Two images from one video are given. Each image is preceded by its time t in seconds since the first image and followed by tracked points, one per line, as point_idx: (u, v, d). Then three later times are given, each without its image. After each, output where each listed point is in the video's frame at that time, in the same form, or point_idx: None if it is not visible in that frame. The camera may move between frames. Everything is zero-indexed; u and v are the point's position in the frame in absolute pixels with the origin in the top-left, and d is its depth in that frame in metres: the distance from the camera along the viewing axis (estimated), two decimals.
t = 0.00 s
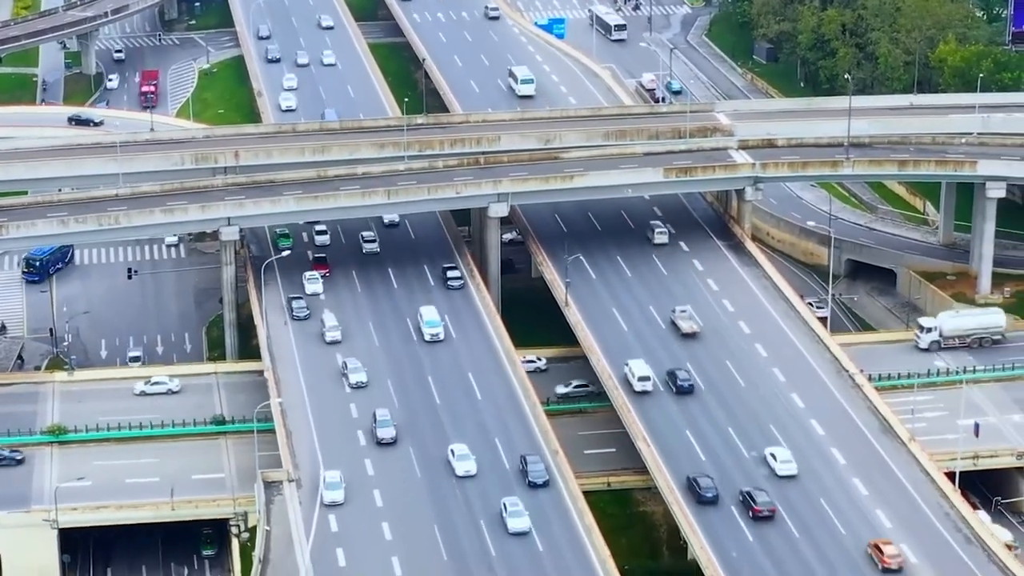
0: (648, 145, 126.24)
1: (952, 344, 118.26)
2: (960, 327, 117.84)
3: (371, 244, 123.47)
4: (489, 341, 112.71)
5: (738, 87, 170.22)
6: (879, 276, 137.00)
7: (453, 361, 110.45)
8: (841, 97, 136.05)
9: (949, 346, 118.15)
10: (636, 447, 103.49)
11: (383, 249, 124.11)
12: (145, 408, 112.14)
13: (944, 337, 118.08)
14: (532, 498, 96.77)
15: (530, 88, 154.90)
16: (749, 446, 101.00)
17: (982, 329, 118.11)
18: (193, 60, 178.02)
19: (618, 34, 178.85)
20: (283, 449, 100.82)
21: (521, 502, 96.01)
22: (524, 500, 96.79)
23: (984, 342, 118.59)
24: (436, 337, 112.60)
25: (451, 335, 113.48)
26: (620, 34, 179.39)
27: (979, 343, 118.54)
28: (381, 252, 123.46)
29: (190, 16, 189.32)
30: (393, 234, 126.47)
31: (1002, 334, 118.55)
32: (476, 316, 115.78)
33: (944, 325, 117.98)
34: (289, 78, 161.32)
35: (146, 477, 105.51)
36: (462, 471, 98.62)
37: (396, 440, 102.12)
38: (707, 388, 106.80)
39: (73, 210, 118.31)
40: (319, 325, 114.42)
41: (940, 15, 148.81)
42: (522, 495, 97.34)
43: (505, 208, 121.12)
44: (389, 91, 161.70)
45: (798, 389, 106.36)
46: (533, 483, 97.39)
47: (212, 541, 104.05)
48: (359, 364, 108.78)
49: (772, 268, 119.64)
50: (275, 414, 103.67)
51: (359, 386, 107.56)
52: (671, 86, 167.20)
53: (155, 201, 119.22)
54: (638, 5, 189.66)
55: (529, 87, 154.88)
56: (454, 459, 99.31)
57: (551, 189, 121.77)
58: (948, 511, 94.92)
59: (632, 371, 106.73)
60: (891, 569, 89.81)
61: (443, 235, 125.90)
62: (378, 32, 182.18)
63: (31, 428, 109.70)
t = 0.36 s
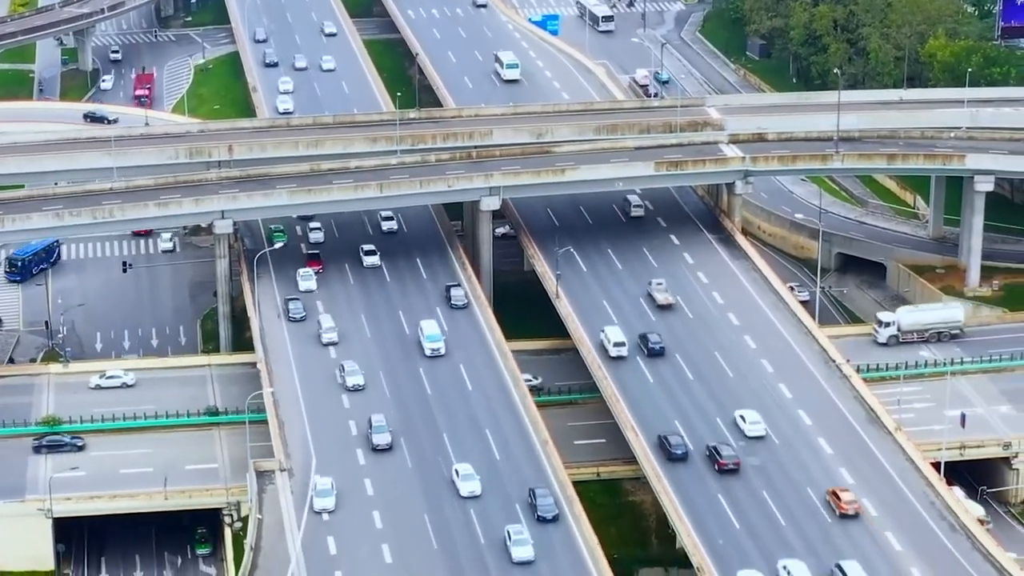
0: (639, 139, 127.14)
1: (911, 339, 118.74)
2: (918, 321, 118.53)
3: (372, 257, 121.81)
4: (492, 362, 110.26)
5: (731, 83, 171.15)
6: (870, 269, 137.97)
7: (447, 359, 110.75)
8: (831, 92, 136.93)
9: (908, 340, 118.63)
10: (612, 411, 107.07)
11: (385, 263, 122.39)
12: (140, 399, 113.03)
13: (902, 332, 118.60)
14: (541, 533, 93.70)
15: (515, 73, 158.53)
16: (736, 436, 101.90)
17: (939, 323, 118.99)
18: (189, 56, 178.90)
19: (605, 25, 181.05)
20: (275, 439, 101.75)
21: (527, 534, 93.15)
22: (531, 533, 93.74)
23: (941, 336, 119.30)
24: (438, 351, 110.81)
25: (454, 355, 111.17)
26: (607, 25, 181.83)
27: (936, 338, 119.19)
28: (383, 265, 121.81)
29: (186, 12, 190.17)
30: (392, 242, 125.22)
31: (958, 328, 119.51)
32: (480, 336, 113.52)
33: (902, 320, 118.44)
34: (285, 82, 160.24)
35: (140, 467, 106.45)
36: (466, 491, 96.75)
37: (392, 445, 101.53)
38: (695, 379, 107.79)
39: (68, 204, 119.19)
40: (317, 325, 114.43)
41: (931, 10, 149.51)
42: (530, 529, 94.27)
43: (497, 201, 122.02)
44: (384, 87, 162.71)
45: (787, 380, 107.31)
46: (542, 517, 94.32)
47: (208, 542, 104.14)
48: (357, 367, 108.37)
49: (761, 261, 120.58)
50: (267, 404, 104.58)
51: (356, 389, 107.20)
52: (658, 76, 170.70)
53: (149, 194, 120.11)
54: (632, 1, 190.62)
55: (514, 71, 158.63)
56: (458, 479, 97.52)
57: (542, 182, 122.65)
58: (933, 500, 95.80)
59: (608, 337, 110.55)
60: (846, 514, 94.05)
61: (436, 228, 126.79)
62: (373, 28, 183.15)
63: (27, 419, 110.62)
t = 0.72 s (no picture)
0: (630, 132, 128.15)
1: (865, 332, 119.58)
2: (873, 315, 119.28)
3: (372, 270, 120.26)
4: (495, 383, 108.01)
5: (724, 78, 172.08)
6: (860, 262, 138.99)
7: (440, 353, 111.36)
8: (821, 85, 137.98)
9: (863, 333, 119.50)
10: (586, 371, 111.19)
11: (386, 276, 120.64)
12: (134, 389, 114.10)
13: (857, 325, 119.43)
14: None
15: (500, 56, 162.71)
16: (724, 425, 102.94)
17: (895, 316, 119.78)
18: (185, 52, 179.96)
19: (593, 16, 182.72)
20: (267, 428, 102.86)
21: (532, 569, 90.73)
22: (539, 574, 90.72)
23: (896, 330, 120.10)
24: (439, 369, 108.89)
25: (454, 375, 108.96)
26: (596, 16, 183.44)
27: (891, 331, 120.00)
28: (384, 280, 119.96)
29: (183, 9, 191.30)
30: (391, 252, 123.94)
31: (912, 321, 120.38)
32: (479, 346, 112.25)
33: (857, 314, 119.33)
34: (280, 81, 160.06)
35: (134, 456, 107.53)
36: (472, 516, 94.84)
37: (388, 452, 100.94)
38: (683, 369, 108.86)
39: (63, 197, 120.28)
40: (314, 323, 114.64)
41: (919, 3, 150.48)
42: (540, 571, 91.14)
43: (488, 193, 123.04)
44: (377, 81, 163.86)
45: (774, 369, 108.35)
46: (554, 560, 91.15)
47: (202, 540, 104.45)
48: (354, 371, 108.06)
49: (750, 252, 121.59)
50: (259, 394, 105.69)
51: (353, 393, 106.80)
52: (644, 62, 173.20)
53: (143, 187, 121.19)
54: None
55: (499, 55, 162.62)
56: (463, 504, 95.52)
57: (533, 175, 123.72)
58: (917, 487, 96.83)
59: (583, 302, 114.36)
60: (803, 460, 98.91)
61: (428, 221, 127.81)
62: (368, 24, 184.18)
63: (22, 409, 111.73)
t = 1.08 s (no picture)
0: (622, 127, 129.00)
1: (830, 327, 120.64)
2: (837, 310, 120.43)
3: (375, 283, 118.53)
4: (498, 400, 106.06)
5: (717, 73, 172.83)
6: (852, 256, 139.86)
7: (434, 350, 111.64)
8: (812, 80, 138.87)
9: (827, 328, 120.52)
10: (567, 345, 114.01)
11: (388, 288, 119.10)
12: (128, 381, 114.92)
13: (821, 320, 120.62)
14: None
15: (489, 43, 165.77)
16: (713, 415, 103.68)
17: (859, 311, 120.79)
18: (181, 48, 180.80)
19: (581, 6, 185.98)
20: (260, 419, 103.71)
21: None
22: None
23: (861, 325, 121.09)
24: (439, 382, 107.27)
25: (456, 391, 107.11)
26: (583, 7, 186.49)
27: (855, 326, 121.02)
28: (385, 292, 118.35)
29: (179, 6, 192.17)
30: (389, 261, 122.69)
31: (877, 316, 121.35)
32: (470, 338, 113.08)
33: (820, 308, 120.55)
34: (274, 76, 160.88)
35: (128, 448, 108.34)
36: (474, 535, 93.03)
37: (385, 458, 100.35)
38: (673, 360, 109.72)
39: (58, 190, 121.09)
40: (311, 325, 114.55)
41: None
42: None
43: (481, 187, 123.87)
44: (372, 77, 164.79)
45: (763, 360, 109.26)
46: None
47: (196, 538, 104.45)
48: (350, 373, 107.72)
49: (741, 245, 122.42)
50: (252, 385, 106.57)
51: (349, 396, 106.47)
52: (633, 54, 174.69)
53: (138, 181, 122.03)
54: None
55: (487, 42, 165.76)
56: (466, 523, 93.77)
57: (525, 169, 124.55)
58: (903, 476, 97.76)
59: (564, 275, 117.64)
60: (770, 420, 102.62)
61: (422, 214, 128.65)
62: (363, 21, 185.01)
63: (17, 400, 112.58)
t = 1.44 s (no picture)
0: (611, 120, 130.00)
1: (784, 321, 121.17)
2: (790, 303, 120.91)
3: (377, 299, 116.58)
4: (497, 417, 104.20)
5: (709, 69, 173.80)
6: (840, 249, 140.86)
7: (423, 341, 112.52)
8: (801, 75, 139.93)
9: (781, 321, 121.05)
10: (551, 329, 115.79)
11: (389, 303, 117.20)
12: (121, 372, 115.97)
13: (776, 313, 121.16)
14: None
15: (474, 28, 169.31)
16: (699, 404, 104.67)
17: (813, 305, 121.37)
18: (176, 44, 181.81)
19: None
20: (251, 408, 104.68)
21: None
22: None
23: (816, 319, 121.56)
24: (439, 403, 105.10)
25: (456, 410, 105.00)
26: None
27: (811, 320, 121.50)
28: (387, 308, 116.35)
29: (175, 2, 193.28)
30: (388, 271, 121.33)
31: (832, 310, 121.87)
32: (459, 329, 114.12)
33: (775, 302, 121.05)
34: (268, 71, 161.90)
35: (120, 438, 109.37)
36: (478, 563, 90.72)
37: (379, 467, 99.48)
38: (661, 350, 110.74)
39: (52, 183, 122.09)
40: (306, 328, 114.25)
41: None
42: None
43: (471, 180, 124.85)
44: (366, 72, 165.85)
45: (749, 350, 110.28)
46: None
47: (188, 536, 104.66)
48: (346, 378, 107.19)
49: (729, 238, 123.40)
50: (243, 375, 107.61)
51: (344, 401, 105.95)
52: (618, 44, 178.09)
53: (131, 174, 123.04)
54: None
55: (473, 27, 169.35)
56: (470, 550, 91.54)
57: (515, 162, 125.56)
58: (887, 464, 98.76)
59: (541, 246, 121.57)
60: (732, 374, 107.32)
61: (413, 207, 129.67)
62: (358, 17, 186.06)
63: (11, 391, 113.58)
